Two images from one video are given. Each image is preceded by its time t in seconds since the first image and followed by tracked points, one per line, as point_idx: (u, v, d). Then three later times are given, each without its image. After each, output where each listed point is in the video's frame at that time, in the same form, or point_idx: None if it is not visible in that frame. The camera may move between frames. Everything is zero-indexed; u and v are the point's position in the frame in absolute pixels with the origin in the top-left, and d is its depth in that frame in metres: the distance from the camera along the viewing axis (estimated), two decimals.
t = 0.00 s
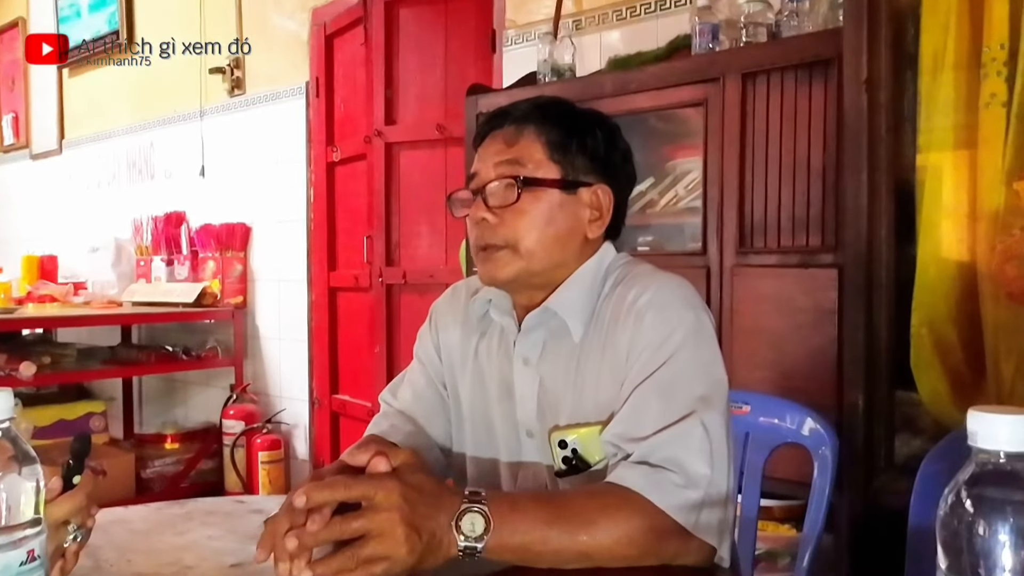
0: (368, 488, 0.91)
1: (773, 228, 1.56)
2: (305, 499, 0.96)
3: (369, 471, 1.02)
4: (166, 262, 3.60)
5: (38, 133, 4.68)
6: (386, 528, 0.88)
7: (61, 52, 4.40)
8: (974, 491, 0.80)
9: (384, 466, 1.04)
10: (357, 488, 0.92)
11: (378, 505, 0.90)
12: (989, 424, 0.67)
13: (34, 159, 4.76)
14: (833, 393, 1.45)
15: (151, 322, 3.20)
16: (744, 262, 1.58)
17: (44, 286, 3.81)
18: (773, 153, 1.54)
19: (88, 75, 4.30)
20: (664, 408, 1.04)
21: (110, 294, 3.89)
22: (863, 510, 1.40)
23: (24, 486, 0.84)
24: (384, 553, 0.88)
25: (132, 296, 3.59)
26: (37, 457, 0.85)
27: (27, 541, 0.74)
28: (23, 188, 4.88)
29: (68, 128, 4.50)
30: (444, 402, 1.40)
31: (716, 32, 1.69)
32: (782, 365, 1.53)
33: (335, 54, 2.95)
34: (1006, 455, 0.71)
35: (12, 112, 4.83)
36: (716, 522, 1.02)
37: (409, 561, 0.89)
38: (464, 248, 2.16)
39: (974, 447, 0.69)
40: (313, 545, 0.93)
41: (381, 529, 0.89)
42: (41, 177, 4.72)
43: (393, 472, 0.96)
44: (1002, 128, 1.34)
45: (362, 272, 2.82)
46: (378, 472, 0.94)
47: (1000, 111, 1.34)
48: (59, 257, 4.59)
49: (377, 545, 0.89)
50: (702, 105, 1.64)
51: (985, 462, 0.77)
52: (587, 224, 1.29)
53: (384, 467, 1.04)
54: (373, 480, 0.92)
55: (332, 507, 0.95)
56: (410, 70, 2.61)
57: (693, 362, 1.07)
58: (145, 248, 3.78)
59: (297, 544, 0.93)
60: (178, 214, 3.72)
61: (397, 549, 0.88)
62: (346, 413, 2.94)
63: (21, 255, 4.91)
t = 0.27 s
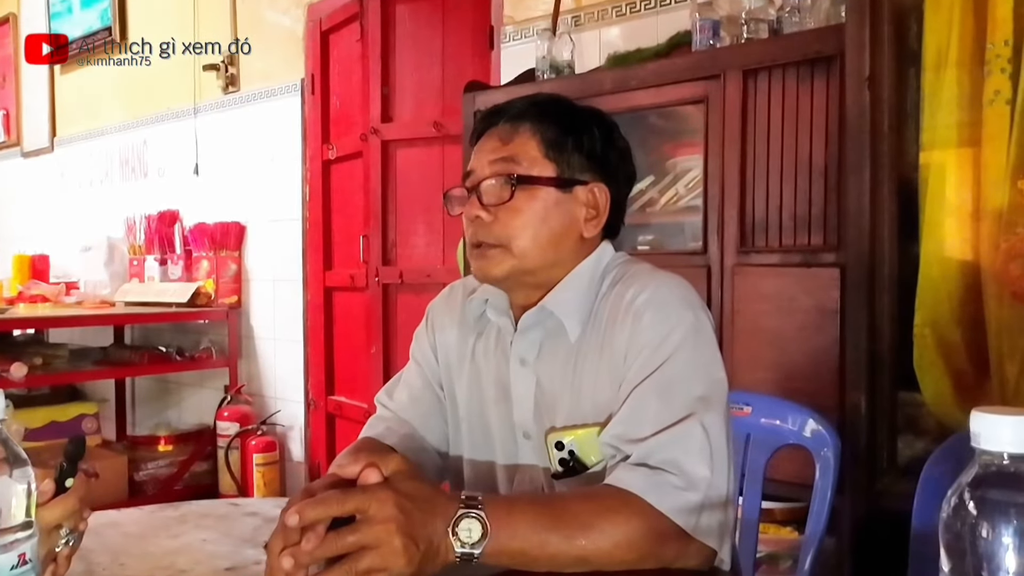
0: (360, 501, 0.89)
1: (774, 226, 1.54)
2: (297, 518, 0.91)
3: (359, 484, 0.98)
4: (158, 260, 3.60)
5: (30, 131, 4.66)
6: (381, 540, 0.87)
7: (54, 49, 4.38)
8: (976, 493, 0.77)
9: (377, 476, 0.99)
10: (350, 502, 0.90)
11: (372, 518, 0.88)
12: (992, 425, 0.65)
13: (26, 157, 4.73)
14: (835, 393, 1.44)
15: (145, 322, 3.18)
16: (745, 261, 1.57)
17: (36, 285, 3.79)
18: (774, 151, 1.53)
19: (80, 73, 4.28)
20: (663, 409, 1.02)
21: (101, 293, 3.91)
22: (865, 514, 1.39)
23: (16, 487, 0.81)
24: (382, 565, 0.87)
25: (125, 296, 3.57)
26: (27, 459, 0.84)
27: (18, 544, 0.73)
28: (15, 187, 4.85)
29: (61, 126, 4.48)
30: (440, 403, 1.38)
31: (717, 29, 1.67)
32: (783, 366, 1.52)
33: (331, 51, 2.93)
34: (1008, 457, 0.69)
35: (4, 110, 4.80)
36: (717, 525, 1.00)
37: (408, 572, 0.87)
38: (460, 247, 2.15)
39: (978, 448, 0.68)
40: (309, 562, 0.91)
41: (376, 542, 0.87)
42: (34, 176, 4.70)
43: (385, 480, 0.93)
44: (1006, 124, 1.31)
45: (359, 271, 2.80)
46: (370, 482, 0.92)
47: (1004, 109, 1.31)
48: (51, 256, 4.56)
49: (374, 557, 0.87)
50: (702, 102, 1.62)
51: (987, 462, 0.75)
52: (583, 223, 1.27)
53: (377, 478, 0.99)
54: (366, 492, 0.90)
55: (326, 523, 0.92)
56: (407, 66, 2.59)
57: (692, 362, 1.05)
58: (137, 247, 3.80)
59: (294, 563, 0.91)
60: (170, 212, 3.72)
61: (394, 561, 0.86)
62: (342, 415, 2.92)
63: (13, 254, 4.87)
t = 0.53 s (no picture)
0: (359, 502, 0.89)
1: (773, 227, 1.54)
2: (296, 518, 0.91)
3: (359, 484, 0.98)
4: (157, 259, 3.60)
5: (28, 131, 4.65)
6: (380, 540, 0.87)
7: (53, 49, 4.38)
8: (975, 493, 0.77)
9: (374, 477, 1.00)
10: (348, 503, 0.90)
11: (371, 518, 0.88)
12: (991, 425, 0.65)
13: (25, 156, 4.73)
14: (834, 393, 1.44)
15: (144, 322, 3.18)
16: (744, 261, 1.57)
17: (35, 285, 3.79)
18: (773, 151, 1.53)
19: (79, 72, 4.28)
20: (661, 409, 1.02)
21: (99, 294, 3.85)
22: (864, 513, 1.39)
23: (13, 488, 0.81)
24: (381, 566, 0.87)
25: (124, 296, 3.57)
26: (25, 459, 0.84)
27: (15, 545, 0.72)
28: (13, 188, 4.85)
29: (60, 126, 4.48)
30: (440, 404, 1.38)
31: (715, 28, 1.68)
32: (782, 366, 1.52)
33: (330, 50, 2.93)
34: (1008, 457, 0.69)
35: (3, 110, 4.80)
36: (715, 525, 1.00)
37: (406, 572, 0.87)
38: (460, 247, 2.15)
39: (977, 448, 0.68)
40: (308, 562, 0.91)
41: (375, 542, 0.87)
42: (32, 176, 4.69)
43: (384, 481, 0.94)
44: (1004, 125, 1.31)
45: (358, 271, 2.80)
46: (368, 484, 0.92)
47: (1003, 108, 1.31)
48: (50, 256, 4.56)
49: (373, 558, 0.87)
50: (701, 102, 1.62)
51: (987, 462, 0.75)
52: (580, 224, 1.27)
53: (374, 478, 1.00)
54: (365, 493, 0.90)
55: (323, 524, 0.92)
56: (405, 66, 2.59)
57: (690, 362, 1.05)
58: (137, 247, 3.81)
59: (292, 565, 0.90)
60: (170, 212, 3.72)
61: (392, 561, 0.86)
62: (341, 414, 2.92)
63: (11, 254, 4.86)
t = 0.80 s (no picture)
0: (357, 501, 0.89)
1: (772, 227, 1.54)
2: (294, 518, 0.91)
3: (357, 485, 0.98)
4: (156, 259, 3.61)
5: (28, 131, 4.65)
6: (378, 540, 0.87)
7: (53, 49, 4.38)
8: (974, 493, 0.77)
9: (373, 477, 1.00)
10: (347, 503, 0.90)
11: (370, 518, 0.88)
12: (990, 425, 0.65)
13: (24, 157, 4.73)
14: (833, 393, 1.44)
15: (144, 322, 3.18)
16: (743, 261, 1.57)
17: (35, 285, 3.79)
18: (773, 151, 1.53)
19: (79, 72, 4.28)
20: (660, 409, 1.02)
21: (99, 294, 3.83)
22: (864, 514, 1.39)
23: (11, 488, 0.81)
24: (380, 566, 0.87)
25: (124, 296, 3.57)
26: (23, 459, 0.84)
27: (13, 545, 0.72)
28: (13, 188, 4.85)
29: (60, 126, 4.48)
30: (439, 404, 1.38)
31: (715, 28, 1.67)
32: (782, 366, 1.52)
33: (330, 50, 2.93)
34: (1008, 457, 0.69)
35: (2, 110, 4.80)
36: (715, 525, 1.00)
37: (405, 572, 0.87)
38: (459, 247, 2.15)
39: (976, 448, 0.68)
40: (307, 562, 0.90)
41: (373, 542, 0.87)
42: (32, 176, 4.69)
43: (382, 481, 0.94)
44: (1004, 125, 1.31)
45: (358, 271, 2.80)
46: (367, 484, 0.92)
47: (1002, 107, 1.31)
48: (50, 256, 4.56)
49: (371, 558, 0.87)
50: (700, 102, 1.62)
51: (985, 461, 0.75)
52: (579, 224, 1.27)
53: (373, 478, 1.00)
54: (364, 493, 0.90)
55: (323, 524, 0.92)
56: (404, 66, 2.59)
57: (689, 362, 1.05)
58: (137, 247, 3.82)
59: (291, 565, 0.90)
60: (170, 212, 3.72)
61: (391, 562, 0.86)
62: (341, 414, 2.92)
63: (11, 254, 4.86)
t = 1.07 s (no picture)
0: (360, 498, 0.90)
1: (771, 227, 1.55)
2: (296, 515, 0.92)
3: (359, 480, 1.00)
4: (160, 259, 3.62)
5: (32, 132, 4.67)
6: (381, 537, 0.88)
7: (57, 51, 4.40)
8: (971, 491, 0.78)
9: (375, 474, 1.01)
10: (350, 500, 0.91)
11: (372, 515, 0.89)
12: (986, 424, 0.66)
13: (28, 157, 4.75)
14: (831, 393, 1.45)
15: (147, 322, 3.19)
16: (742, 261, 1.58)
17: (39, 285, 3.81)
18: (771, 152, 1.54)
19: (82, 74, 4.29)
20: (660, 408, 1.03)
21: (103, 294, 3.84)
22: (862, 512, 1.40)
23: (17, 486, 0.82)
24: (381, 562, 0.88)
25: (127, 296, 3.58)
26: (30, 458, 0.85)
27: (20, 543, 0.73)
28: (17, 188, 4.87)
29: (64, 127, 4.50)
30: (441, 402, 1.39)
31: (714, 31, 1.68)
32: (781, 365, 1.53)
33: (332, 52, 2.94)
34: (1003, 455, 0.70)
35: (6, 111, 4.82)
36: (713, 523, 1.01)
37: (407, 568, 0.89)
38: (460, 247, 2.16)
39: (973, 446, 0.69)
40: (310, 558, 0.91)
41: (375, 539, 0.88)
42: (35, 177, 4.71)
43: (385, 478, 0.95)
44: (1000, 126, 1.32)
45: (359, 271, 2.81)
46: (369, 481, 0.93)
47: (998, 109, 1.32)
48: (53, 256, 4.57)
49: (374, 554, 0.88)
50: (699, 103, 1.64)
51: (982, 460, 0.76)
52: (585, 223, 1.28)
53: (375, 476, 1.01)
54: (366, 490, 0.91)
55: (325, 521, 0.93)
56: (406, 68, 2.60)
57: (690, 362, 1.07)
58: (142, 247, 3.80)
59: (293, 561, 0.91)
60: (173, 212, 3.73)
61: (393, 558, 0.87)
62: (342, 414, 2.93)
63: (14, 255, 4.88)
